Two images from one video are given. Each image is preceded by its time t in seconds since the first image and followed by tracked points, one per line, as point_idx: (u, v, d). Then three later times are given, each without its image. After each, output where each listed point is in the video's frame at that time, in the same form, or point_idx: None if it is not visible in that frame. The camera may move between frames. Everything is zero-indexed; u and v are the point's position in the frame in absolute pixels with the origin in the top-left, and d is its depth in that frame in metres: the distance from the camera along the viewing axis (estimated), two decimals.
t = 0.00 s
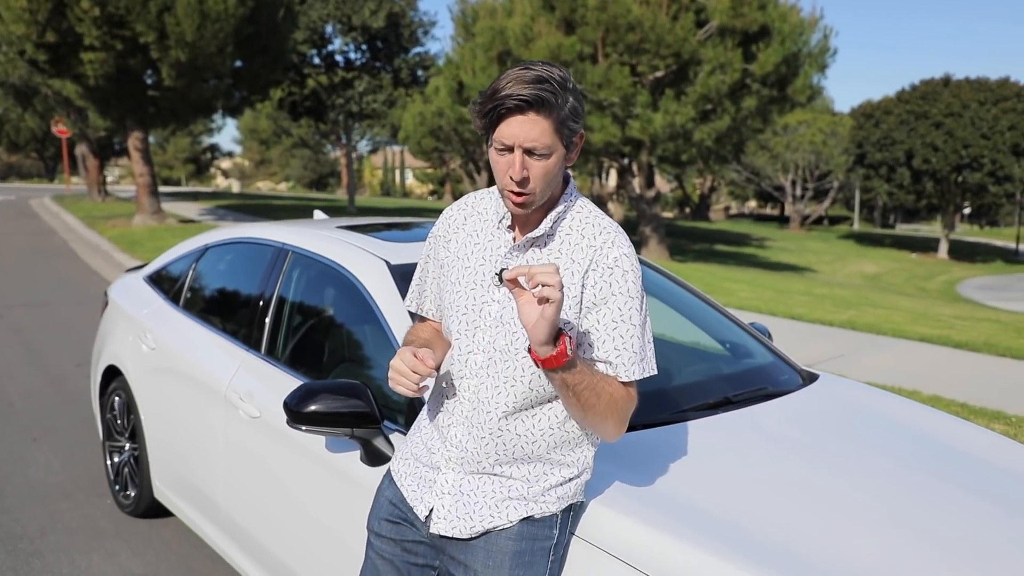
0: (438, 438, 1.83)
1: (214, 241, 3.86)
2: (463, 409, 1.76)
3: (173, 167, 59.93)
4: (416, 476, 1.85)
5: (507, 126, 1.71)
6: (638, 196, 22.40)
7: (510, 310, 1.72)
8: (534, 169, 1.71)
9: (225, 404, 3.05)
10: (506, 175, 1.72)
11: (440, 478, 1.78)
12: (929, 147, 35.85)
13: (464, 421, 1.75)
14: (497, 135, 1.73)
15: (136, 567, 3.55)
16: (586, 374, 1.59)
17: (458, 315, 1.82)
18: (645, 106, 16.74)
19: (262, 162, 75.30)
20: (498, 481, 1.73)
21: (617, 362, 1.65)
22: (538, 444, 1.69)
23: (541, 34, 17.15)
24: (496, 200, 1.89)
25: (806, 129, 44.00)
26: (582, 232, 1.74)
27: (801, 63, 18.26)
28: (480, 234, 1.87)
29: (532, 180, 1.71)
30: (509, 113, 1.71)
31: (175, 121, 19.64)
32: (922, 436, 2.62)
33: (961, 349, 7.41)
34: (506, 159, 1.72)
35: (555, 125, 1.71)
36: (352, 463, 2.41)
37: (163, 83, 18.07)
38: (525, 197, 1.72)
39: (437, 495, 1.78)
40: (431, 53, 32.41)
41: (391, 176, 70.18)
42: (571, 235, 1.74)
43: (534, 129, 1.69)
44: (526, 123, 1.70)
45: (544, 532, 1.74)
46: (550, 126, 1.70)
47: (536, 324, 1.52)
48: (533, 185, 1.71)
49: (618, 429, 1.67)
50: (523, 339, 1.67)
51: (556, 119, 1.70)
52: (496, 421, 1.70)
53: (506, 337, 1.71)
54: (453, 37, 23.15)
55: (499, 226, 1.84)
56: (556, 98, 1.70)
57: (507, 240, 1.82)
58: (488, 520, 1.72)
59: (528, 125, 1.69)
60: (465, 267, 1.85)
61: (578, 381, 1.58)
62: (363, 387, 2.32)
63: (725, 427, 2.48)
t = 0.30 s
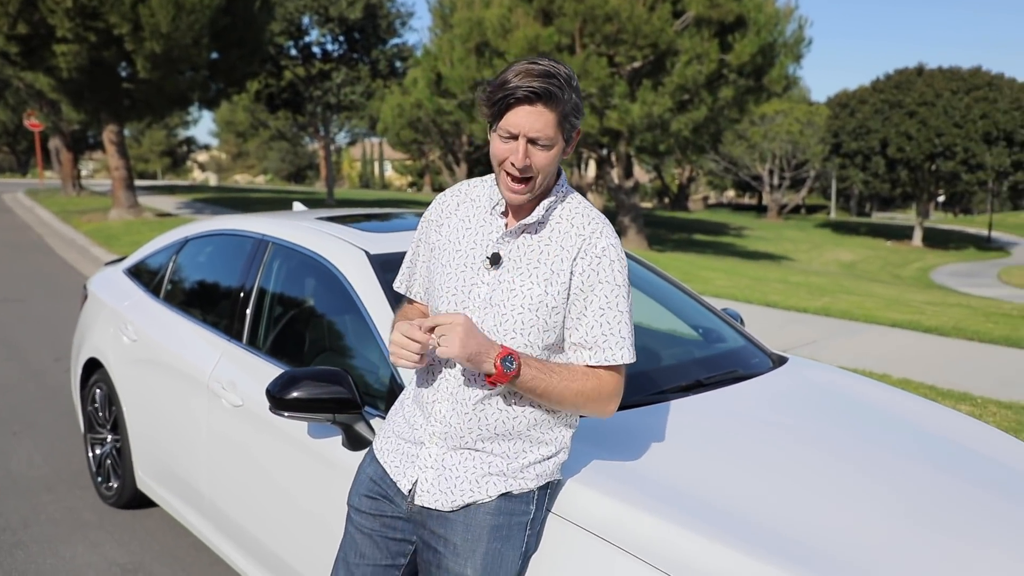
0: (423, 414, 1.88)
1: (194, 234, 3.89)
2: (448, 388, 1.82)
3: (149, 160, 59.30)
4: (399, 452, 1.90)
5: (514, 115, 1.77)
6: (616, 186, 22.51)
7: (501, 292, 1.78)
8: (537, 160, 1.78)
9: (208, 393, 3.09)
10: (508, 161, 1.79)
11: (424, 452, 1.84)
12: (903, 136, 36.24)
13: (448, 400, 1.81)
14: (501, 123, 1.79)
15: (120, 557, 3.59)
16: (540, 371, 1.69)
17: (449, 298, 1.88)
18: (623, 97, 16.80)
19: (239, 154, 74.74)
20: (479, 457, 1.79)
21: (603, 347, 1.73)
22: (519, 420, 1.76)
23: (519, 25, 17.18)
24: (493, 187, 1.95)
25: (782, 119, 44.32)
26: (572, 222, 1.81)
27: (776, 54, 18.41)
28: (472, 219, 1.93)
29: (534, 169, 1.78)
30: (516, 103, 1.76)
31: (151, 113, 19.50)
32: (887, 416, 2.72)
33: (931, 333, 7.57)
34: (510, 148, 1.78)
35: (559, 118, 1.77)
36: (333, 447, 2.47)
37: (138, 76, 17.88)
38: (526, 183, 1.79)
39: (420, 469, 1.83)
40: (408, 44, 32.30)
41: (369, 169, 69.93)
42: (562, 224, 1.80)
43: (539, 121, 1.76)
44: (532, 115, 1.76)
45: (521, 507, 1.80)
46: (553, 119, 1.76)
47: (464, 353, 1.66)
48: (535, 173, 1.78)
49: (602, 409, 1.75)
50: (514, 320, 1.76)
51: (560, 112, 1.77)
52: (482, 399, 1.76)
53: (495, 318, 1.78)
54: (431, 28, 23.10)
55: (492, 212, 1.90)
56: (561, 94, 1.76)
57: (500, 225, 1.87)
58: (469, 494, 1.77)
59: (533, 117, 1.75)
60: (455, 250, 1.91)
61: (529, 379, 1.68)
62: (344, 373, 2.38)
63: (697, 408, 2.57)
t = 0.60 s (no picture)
0: (401, 406, 1.92)
1: (168, 229, 3.90)
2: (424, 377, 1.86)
3: (114, 156, 58.42)
4: (379, 444, 1.94)
5: (488, 113, 1.81)
6: (587, 179, 22.64)
7: (474, 284, 1.83)
8: (509, 156, 1.83)
9: (186, 388, 3.12)
10: (482, 158, 1.83)
11: (404, 442, 1.88)
12: (867, 128, 36.79)
13: (426, 390, 1.85)
14: (476, 120, 1.83)
15: (98, 552, 3.60)
16: (509, 366, 1.77)
17: (422, 290, 1.92)
18: (593, 90, 16.89)
19: (207, 150, 73.90)
20: (460, 444, 1.83)
21: (575, 339, 1.80)
22: (496, 407, 1.82)
23: (488, 19, 17.23)
24: (464, 177, 1.99)
25: (750, 112, 44.78)
26: (542, 216, 1.87)
27: (743, 47, 18.60)
28: (443, 209, 1.97)
29: (507, 166, 1.83)
30: (491, 101, 1.80)
31: (116, 109, 19.26)
32: (846, 397, 2.82)
33: (895, 321, 7.76)
34: (484, 145, 1.82)
35: (532, 118, 1.83)
36: (313, 437, 2.52)
37: (103, 71, 17.63)
38: (498, 179, 1.83)
39: (402, 459, 1.87)
40: (377, 38, 32.16)
41: (339, 164, 69.52)
42: (532, 218, 1.86)
43: (513, 120, 1.80)
44: (506, 113, 1.80)
45: (501, 490, 1.86)
46: (526, 118, 1.81)
47: (436, 365, 1.73)
48: (508, 170, 1.83)
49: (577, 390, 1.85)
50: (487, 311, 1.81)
51: (533, 111, 1.82)
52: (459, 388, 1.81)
53: (469, 310, 1.83)
54: (401, 23, 23.06)
55: (461, 206, 1.94)
56: (534, 95, 1.81)
57: (470, 218, 1.91)
58: (450, 479, 1.82)
59: (508, 116, 1.80)
60: (427, 242, 1.94)
61: (504, 373, 1.76)
62: (323, 364, 2.43)
63: (666, 393, 2.65)
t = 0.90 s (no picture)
0: (407, 399, 1.96)
1: (168, 228, 3.96)
2: (428, 365, 1.90)
3: (100, 157, 58.06)
4: (390, 437, 1.98)
5: (428, 114, 1.86)
6: (576, 174, 22.73)
7: (466, 271, 1.88)
8: (460, 147, 1.87)
9: (191, 382, 3.18)
10: (437, 155, 1.88)
11: (414, 432, 1.92)
12: (853, 120, 37.01)
13: (433, 375, 1.90)
14: (421, 122, 1.89)
15: (105, 547, 3.66)
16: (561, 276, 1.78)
17: (414, 285, 1.95)
18: (580, 85, 16.96)
19: (194, 149, 73.64)
20: (469, 429, 1.89)
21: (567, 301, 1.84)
22: (502, 388, 1.89)
23: (476, 16, 17.29)
24: (433, 178, 2.04)
25: (737, 105, 44.93)
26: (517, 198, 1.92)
27: (730, 41, 18.70)
28: (420, 207, 2.01)
29: (459, 158, 1.87)
30: (430, 101, 1.85)
31: (103, 109, 19.23)
32: (835, 381, 2.90)
33: (883, 310, 7.88)
34: (433, 144, 1.87)
35: (471, 106, 1.86)
36: (320, 427, 2.59)
37: (90, 71, 17.57)
38: (456, 172, 1.88)
39: (413, 449, 1.92)
40: (364, 36, 32.12)
41: (327, 162, 69.35)
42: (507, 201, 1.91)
43: (453, 112, 1.84)
44: (446, 108, 1.85)
45: (509, 474, 1.92)
46: (467, 107, 1.85)
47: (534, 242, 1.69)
48: (461, 162, 1.87)
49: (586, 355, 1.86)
50: (482, 294, 1.86)
51: (472, 99, 1.85)
52: (465, 373, 1.87)
53: (463, 296, 1.88)
54: (388, 20, 23.09)
55: (441, 202, 1.98)
56: (470, 85, 1.86)
57: (451, 211, 1.96)
58: (462, 465, 1.87)
59: (449, 107, 1.84)
60: (413, 239, 1.98)
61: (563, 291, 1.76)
62: (329, 356, 2.50)
63: (662, 382, 2.72)
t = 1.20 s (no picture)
0: (414, 387, 2.03)
1: (171, 224, 4.01)
2: (435, 352, 1.97)
3: (89, 154, 57.81)
4: (400, 426, 2.04)
5: (401, 117, 1.95)
6: (569, 172, 22.80)
7: (464, 260, 1.95)
8: (440, 142, 1.94)
9: (195, 374, 3.24)
10: (417, 155, 1.97)
11: (424, 418, 1.98)
12: (844, 119, 37.21)
13: (437, 363, 1.97)
14: (397, 129, 1.97)
15: (109, 538, 3.71)
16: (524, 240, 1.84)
17: (412, 279, 2.02)
18: (573, 84, 17.01)
19: (184, 147, 73.46)
20: (477, 413, 1.96)
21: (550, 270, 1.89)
22: (508, 370, 1.95)
23: (469, 14, 17.33)
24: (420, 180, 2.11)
25: (728, 104, 45.04)
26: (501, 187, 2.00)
27: (721, 40, 18.79)
28: (410, 210, 2.09)
29: (438, 151, 1.95)
30: (402, 104, 1.94)
31: (95, 106, 19.21)
32: (824, 372, 2.98)
33: (873, 307, 7.98)
34: (412, 144, 1.96)
35: (441, 103, 1.94)
36: (326, 418, 2.65)
37: (82, 68, 17.56)
38: (438, 166, 1.96)
39: (425, 434, 1.98)
40: (356, 33, 32.13)
41: (318, 159, 69.26)
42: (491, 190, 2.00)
43: (424, 110, 1.93)
44: (418, 109, 1.93)
45: (515, 456, 1.98)
46: (437, 104, 1.93)
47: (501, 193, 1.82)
48: (440, 154, 1.95)
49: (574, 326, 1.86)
50: (480, 280, 1.93)
51: (440, 97, 1.94)
52: (470, 355, 1.94)
53: (462, 284, 1.95)
54: (380, 18, 23.12)
55: (430, 202, 2.06)
56: (436, 82, 1.95)
57: (441, 207, 2.04)
58: (472, 447, 1.94)
59: (421, 105, 1.93)
60: (410, 239, 2.05)
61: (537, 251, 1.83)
62: (335, 348, 2.55)
63: (656, 374, 2.78)
